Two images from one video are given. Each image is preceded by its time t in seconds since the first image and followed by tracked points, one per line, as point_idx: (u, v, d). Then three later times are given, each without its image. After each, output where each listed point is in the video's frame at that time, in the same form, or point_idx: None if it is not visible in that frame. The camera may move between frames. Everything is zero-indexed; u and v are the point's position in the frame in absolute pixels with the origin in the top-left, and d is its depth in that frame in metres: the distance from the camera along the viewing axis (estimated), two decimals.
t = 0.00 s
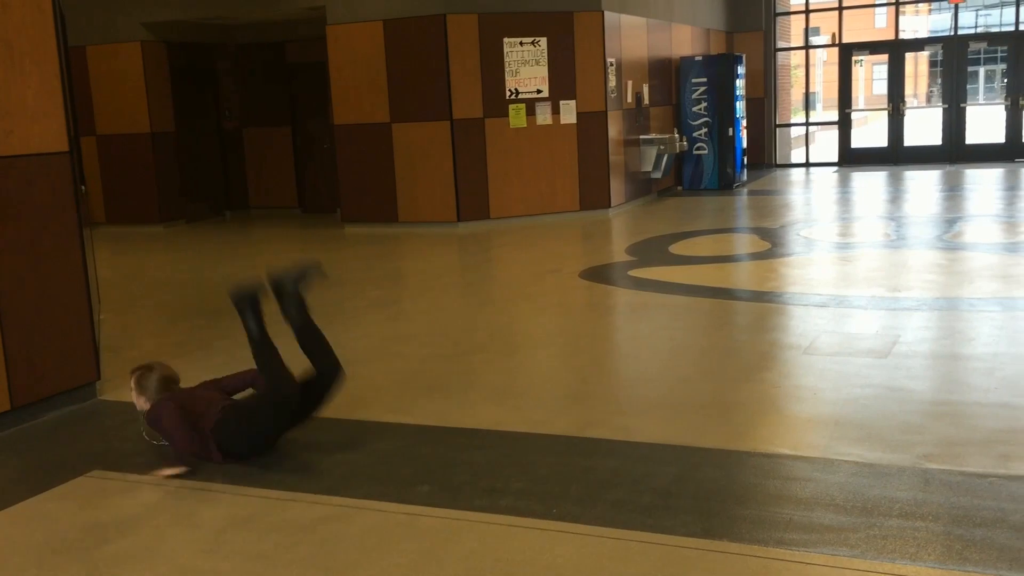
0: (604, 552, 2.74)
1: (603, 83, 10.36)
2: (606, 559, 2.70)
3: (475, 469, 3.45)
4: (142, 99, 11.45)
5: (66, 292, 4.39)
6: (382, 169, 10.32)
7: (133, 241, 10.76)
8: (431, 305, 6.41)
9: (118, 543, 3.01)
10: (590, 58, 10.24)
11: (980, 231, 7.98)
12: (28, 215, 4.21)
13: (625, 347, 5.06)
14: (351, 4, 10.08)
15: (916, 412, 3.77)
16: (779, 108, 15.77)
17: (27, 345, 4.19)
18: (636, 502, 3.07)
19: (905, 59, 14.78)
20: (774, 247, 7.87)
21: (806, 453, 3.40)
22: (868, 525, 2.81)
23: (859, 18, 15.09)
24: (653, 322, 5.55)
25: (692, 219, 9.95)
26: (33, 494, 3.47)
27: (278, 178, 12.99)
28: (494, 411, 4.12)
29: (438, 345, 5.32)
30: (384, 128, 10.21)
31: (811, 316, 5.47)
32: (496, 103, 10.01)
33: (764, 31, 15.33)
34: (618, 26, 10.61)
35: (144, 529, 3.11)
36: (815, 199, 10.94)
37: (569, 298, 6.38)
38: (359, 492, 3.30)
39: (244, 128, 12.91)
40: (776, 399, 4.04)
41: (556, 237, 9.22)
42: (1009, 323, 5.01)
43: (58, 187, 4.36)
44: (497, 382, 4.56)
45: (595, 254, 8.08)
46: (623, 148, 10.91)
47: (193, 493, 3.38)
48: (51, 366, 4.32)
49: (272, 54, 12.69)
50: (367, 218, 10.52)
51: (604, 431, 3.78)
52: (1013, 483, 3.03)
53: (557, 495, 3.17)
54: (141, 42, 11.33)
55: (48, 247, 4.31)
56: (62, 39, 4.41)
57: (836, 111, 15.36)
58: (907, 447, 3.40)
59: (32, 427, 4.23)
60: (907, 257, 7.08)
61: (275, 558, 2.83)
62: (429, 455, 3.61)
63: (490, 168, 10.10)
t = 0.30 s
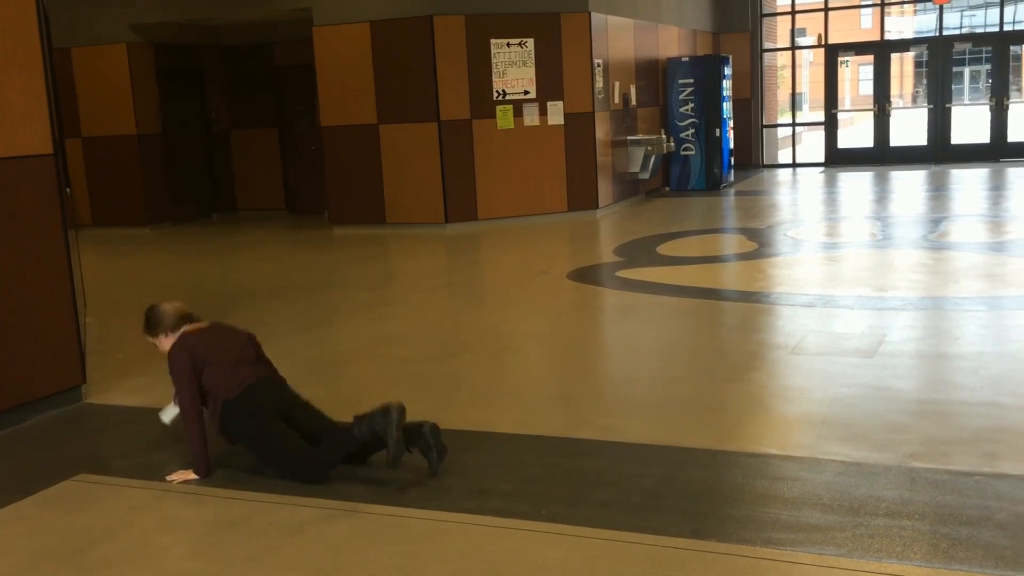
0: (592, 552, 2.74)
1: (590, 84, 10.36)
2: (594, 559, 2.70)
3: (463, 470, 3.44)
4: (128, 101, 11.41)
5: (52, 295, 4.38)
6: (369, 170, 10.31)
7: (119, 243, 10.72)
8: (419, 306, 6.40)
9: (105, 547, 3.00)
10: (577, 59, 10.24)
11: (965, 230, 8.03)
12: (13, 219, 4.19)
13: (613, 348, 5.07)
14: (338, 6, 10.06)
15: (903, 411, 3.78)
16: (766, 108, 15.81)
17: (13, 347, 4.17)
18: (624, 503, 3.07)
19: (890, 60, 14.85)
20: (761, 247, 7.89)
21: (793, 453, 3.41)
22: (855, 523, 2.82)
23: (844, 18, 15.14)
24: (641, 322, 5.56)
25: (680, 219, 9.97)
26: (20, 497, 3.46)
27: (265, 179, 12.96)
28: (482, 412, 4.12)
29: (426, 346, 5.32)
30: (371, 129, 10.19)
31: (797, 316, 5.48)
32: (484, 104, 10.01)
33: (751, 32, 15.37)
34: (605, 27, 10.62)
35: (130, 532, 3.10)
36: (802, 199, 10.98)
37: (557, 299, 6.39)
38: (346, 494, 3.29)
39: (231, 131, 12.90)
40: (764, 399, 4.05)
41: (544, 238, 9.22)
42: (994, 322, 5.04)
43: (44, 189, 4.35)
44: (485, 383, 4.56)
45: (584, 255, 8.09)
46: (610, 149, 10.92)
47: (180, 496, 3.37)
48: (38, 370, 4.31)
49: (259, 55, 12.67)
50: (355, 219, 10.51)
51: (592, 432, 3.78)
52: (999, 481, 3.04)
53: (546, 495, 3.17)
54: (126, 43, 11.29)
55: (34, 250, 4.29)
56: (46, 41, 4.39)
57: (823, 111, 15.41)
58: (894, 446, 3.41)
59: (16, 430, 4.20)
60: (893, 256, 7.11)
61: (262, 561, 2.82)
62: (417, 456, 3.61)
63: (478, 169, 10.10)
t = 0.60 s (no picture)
0: (582, 550, 2.74)
1: (579, 82, 10.36)
2: (584, 557, 2.70)
3: (453, 469, 3.44)
4: (116, 100, 11.36)
5: (38, 295, 4.35)
6: (358, 169, 10.29)
7: (107, 242, 10.67)
8: (409, 305, 6.39)
9: (93, 547, 2.99)
10: (566, 57, 10.24)
11: (953, 228, 8.06)
12: None
13: (603, 345, 5.07)
14: (326, 4, 10.03)
15: (891, 408, 3.80)
16: (754, 106, 15.83)
17: None
18: (614, 501, 3.08)
19: (878, 57, 14.90)
20: (750, 244, 7.91)
21: (782, 450, 3.41)
22: (843, 520, 2.83)
23: (833, 16, 15.18)
24: (630, 320, 5.56)
25: (669, 217, 9.99)
26: (7, 499, 3.44)
27: (254, 178, 12.93)
28: (471, 411, 4.11)
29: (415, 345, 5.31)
30: (360, 127, 10.17)
31: (786, 313, 5.49)
32: (473, 102, 9.99)
33: (740, 30, 15.39)
34: (594, 25, 10.62)
35: (118, 532, 3.09)
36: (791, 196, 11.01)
37: (547, 297, 6.39)
38: (335, 493, 3.29)
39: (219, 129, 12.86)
40: (752, 396, 4.06)
41: (534, 236, 9.23)
42: (981, 319, 5.06)
43: (30, 188, 4.32)
44: (475, 381, 4.56)
45: (573, 253, 8.10)
46: (600, 146, 10.93)
47: (168, 496, 3.36)
48: (25, 370, 4.28)
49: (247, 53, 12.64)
50: (344, 218, 10.49)
51: (581, 430, 3.78)
52: (986, 477, 3.05)
53: (536, 493, 3.17)
54: (114, 42, 11.24)
55: (21, 250, 4.26)
56: (32, 38, 4.36)
57: (811, 109, 15.45)
58: (882, 442, 3.43)
59: (3, 431, 4.17)
60: (881, 254, 7.13)
61: (251, 560, 2.82)
62: (407, 454, 3.60)
63: (467, 167, 10.10)
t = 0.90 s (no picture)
0: (567, 545, 2.75)
1: (565, 77, 10.35)
2: (570, 553, 2.70)
3: (438, 465, 3.44)
4: (99, 95, 11.29)
5: (21, 292, 4.32)
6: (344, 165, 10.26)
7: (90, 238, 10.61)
8: (394, 301, 6.38)
9: (75, 545, 2.97)
10: (552, 53, 10.24)
11: (937, 223, 8.10)
12: None
13: (588, 341, 5.08)
14: None
15: (876, 403, 3.82)
16: (740, 102, 15.86)
17: None
18: (599, 496, 3.08)
19: (863, 53, 14.95)
20: (736, 240, 7.93)
21: (767, 445, 3.43)
22: (827, 514, 2.84)
23: (818, 13, 15.22)
24: (616, 316, 5.57)
25: (656, 213, 10.00)
26: None
27: (239, 174, 12.88)
28: (457, 407, 4.11)
29: (401, 341, 5.30)
30: (345, 123, 10.14)
31: (772, 309, 5.51)
32: (459, 98, 9.98)
33: (725, 26, 15.42)
34: (580, 21, 10.62)
35: (101, 530, 3.07)
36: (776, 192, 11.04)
37: (533, 293, 6.39)
38: (319, 490, 3.28)
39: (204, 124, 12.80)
40: (738, 392, 4.08)
41: (520, 232, 9.23)
42: (964, 314, 5.09)
43: (12, 184, 4.29)
44: (460, 377, 4.56)
45: (559, 249, 8.10)
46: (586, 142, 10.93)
47: (151, 493, 3.35)
48: (7, 368, 4.25)
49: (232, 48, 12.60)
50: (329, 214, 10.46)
51: (567, 426, 3.79)
52: (968, 471, 3.08)
53: (520, 489, 3.18)
54: (96, 36, 11.17)
55: (3, 246, 4.24)
56: (14, 32, 4.33)
57: (797, 105, 15.50)
58: (866, 437, 3.45)
59: None
60: (866, 249, 7.17)
61: (235, 557, 2.81)
62: (392, 451, 3.61)
63: (453, 163, 10.09)
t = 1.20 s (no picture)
0: (545, 540, 2.75)
1: (545, 72, 10.34)
2: (548, 548, 2.70)
3: (417, 460, 3.44)
4: (74, 89, 11.18)
5: None
6: (323, 160, 10.23)
7: (66, 233, 10.52)
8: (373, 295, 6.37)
9: (50, 541, 2.95)
10: (532, 48, 10.22)
11: (914, 219, 8.16)
12: None
13: (567, 336, 5.09)
14: None
15: (853, 397, 3.84)
16: (719, 98, 15.91)
17: None
18: (578, 491, 3.08)
19: (841, 50, 15.03)
20: (714, 236, 7.96)
21: (745, 439, 3.44)
22: (804, 508, 2.86)
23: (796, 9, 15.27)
24: (595, 311, 5.58)
25: (635, 208, 10.02)
26: None
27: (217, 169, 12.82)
28: (436, 402, 4.11)
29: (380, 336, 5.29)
30: (324, 118, 10.10)
31: (751, 304, 5.54)
32: (438, 93, 9.95)
33: (704, 22, 15.46)
34: (560, 16, 10.62)
35: (77, 526, 3.05)
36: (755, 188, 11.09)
37: (513, 288, 6.39)
38: (297, 485, 3.27)
39: (181, 119, 12.73)
40: (716, 386, 4.10)
41: (499, 227, 9.23)
42: (940, 309, 5.13)
43: None
44: (440, 372, 4.55)
45: (539, 244, 8.11)
46: (566, 138, 10.93)
47: (128, 490, 3.32)
48: None
49: (210, 42, 12.50)
50: (308, 209, 10.42)
51: (546, 421, 3.79)
52: (943, 465, 3.10)
53: (500, 484, 3.18)
54: (72, 30, 11.06)
55: None
56: None
57: (775, 101, 15.56)
58: (843, 431, 3.47)
59: None
60: (844, 245, 7.22)
61: (211, 554, 2.80)
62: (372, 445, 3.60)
63: (433, 158, 10.07)
